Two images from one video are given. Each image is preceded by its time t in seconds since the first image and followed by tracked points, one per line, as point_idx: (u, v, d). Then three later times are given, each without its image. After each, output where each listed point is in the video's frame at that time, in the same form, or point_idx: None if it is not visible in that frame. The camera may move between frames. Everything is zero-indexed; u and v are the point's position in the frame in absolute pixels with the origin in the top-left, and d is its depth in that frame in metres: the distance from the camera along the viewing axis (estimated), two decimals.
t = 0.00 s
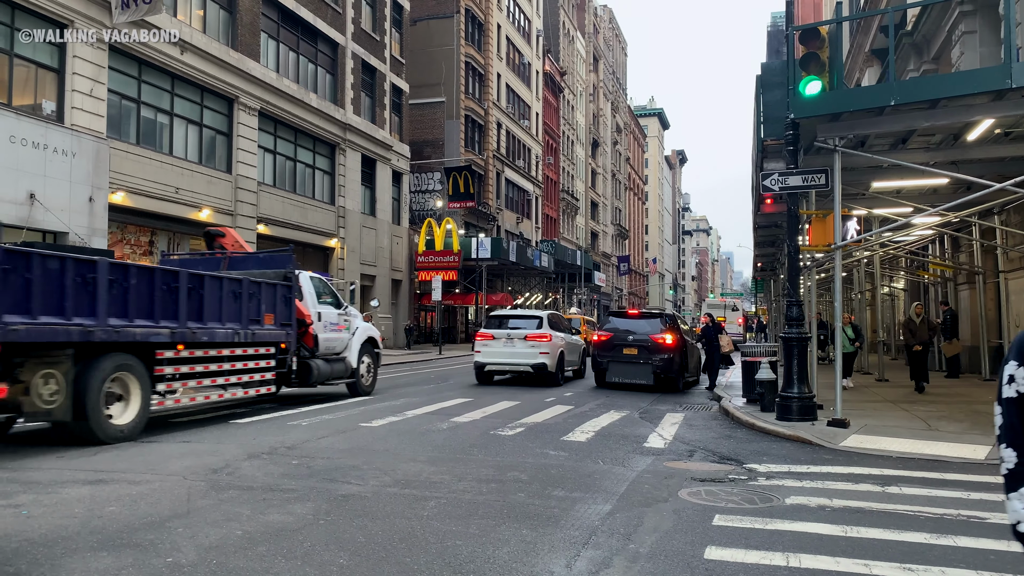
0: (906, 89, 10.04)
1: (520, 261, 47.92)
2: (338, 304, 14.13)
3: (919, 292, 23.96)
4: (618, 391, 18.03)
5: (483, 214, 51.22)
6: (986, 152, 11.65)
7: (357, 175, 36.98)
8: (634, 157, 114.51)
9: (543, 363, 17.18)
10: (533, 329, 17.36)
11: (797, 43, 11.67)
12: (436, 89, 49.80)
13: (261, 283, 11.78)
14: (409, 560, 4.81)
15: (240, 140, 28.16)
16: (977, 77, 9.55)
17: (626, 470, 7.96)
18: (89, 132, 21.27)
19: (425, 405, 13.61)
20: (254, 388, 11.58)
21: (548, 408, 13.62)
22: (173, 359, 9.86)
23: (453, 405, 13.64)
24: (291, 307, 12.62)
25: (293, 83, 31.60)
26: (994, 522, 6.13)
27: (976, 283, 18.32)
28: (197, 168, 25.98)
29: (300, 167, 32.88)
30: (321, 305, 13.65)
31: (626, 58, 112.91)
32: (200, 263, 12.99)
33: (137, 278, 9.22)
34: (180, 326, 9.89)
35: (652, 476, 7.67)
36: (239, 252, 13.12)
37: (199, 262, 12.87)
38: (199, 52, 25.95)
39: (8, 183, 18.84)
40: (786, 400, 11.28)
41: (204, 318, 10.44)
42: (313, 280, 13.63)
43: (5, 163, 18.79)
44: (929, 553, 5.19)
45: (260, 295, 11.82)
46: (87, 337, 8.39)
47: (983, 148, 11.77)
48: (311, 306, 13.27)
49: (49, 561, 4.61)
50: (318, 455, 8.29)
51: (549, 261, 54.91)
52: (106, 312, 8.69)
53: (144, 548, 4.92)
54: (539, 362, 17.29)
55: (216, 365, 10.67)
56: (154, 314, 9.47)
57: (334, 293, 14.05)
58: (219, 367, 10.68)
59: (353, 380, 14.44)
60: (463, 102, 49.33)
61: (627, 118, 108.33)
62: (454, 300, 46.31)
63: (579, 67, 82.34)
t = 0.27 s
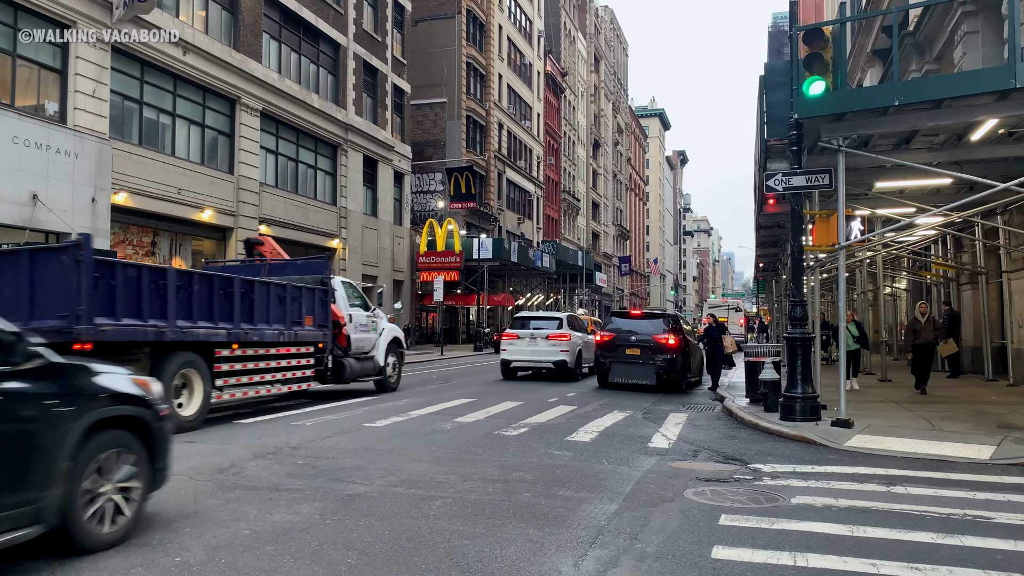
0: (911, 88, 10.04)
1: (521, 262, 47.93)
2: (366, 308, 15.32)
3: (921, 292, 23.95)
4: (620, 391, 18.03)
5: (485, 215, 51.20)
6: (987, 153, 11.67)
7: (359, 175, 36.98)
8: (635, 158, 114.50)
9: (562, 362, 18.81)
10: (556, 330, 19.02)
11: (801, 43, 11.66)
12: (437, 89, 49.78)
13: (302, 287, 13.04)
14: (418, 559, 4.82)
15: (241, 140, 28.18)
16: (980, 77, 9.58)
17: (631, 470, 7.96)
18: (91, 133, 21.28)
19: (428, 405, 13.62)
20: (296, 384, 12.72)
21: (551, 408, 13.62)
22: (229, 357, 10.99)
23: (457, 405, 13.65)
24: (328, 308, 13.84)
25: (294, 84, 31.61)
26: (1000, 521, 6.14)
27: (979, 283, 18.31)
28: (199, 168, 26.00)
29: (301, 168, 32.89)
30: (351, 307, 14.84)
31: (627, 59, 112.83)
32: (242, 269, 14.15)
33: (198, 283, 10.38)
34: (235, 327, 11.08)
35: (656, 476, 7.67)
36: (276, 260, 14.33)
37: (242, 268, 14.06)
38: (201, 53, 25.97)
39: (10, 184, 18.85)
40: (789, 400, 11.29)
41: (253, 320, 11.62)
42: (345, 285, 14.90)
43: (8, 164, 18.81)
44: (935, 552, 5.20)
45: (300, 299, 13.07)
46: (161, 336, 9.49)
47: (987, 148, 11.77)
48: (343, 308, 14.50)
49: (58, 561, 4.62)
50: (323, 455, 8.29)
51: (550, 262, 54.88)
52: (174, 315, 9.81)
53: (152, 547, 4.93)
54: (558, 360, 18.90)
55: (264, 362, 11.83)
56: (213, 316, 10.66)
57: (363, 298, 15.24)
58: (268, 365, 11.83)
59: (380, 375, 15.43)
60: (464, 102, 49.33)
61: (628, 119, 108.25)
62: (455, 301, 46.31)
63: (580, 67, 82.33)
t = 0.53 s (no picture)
0: (915, 88, 10.02)
1: (523, 262, 47.92)
2: (391, 308, 16.28)
3: (924, 292, 23.92)
4: (623, 391, 18.03)
5: (486, 215, 51.20)
6: (991, 153, 11.65)
7: (361, 176, 36.99)
8: (637, 158, 114.43)
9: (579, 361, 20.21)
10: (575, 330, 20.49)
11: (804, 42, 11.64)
12: (439, 90, 49.79)
13: (337, 291, 14.05)
14: (424, 560, 4.81)
15: (244, 141, 28.20)
16: (985, 77, 9.56)
17: (635, 471, 7.96)
18: (94, 133, 21.29)
19: (432, 406, 13.62)
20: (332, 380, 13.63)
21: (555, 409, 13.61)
22: (275, 354, 11.94)
23: (460, 405, 13.65)
24: (358, 310, 14.78)
25: (297, 84, 31.63)
26: (1006, 522, 6.13)
27: (983, 283, 18.28)
28: (202, 169, 26.03)
29: (304, 168, 32.91)
30: (377, 308, 15.79)
31: (628, 59, 112.78)
32: (278, 273, 15.05)
33: (249, 287, 11.41)
34: (280, 327, 12.09)
35: (661, 476, 7.67)
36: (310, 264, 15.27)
37: (277, 272, 15.04)
38: (203, 53, 26.00)
39: (13, 184, 18.88)
40: (793, 400, 11.28)
41: (296, 321, 12.62)
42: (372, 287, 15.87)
43: (11, 165, 18.84)
44: (941, 553, 5.19)
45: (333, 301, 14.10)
46: (218, 336, 10.51)
47: (991, 147, 11.76)
48: (371, 308, 15.44)
49: (66, 562, 4.64)
50: (328, 456, 8.30)
51: (552, 262, 54.85)
52: (229, 316, 10.84)
53: (159, 547, 4.94)
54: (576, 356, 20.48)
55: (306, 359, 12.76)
56: (261, 317, 11.68)
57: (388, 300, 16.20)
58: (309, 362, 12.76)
59: (403, 373, 16.33)
60: (466, 102, 49.34)
61: (629, 119, 108.17)
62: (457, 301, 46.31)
63: (582, 67, 82.32)
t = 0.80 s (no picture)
0: (920, 88, 9.99)
1: (527, 262, 47.90)
2: (413, 310, 17.17)
3: (929, 292, 23.86)
4: (627, 391, 18.01)
5: (490, 215, 51.19)
6: (996, 153, 11.61)
7: (365, 176, 36.99)
8: (641, 158, 114.32)
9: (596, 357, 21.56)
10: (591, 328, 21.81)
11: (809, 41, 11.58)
12: (443, 89, 49.77)
13: (368, 293, 14.92)
14: (428, 562, 4.81)
15: (248, 141, 28.22)
16: (991, 76, 9.52)
17: (640, 471, 7.94)
18: (99, 134, 21.31)
19: (435, 406, 13.60)
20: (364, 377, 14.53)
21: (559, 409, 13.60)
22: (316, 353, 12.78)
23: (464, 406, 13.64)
24: (386, 311, 15.62)
25: (300, 85, 31.65)
26: (1013, 523, 6.09)
27: (988, 283, 18.22)
28: (206, 169, 26.05)
29: (308, 168, 32.93)
30: (403, 309, 16.68)
31: (632, 59, 112.68)
32: (309, 276, 15.80)
33: (293, 291, 12.30)
34: (320, 327, 12.94)
35: (665, 477, 7.65)
36: (340, 269, 16.09)
37: (309, 275, 15.77)
38: (207, 54, 26.02)
39: (18, 185, 18.91)
40: (798, 400, 11.25)
41: (332, 321, 13.50)
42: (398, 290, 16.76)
43: (15, 165, 18.88)
44: (946, 554, 5.17)
45: (365, 304, 14.97)
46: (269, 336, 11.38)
47: (996, 147, 11.72)
48: (397, 309, 16.33)
49: (70, 563, 4.64)
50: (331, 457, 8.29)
51: (556, 262, 54.82)
52: (278, 317, 11.74)
53: (164, 548, 4.95)
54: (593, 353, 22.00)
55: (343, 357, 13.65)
56: (304, 318, 12.55)
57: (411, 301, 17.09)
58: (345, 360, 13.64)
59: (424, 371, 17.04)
60: (469, 102, 49.35)
61: (633, 118, 108.09)
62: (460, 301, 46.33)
63: (585, 67, 82.28)
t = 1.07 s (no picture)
0: (929, 86, 9.92)
1: (533, 262, 47.86)
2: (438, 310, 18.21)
3: (937, 292, 23.71)
4: (634, 391, 17.97)
5: (497, 215, 51.18)
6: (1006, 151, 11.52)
7: (371, 176, 37.03)
8: (647, 157, 114.10)
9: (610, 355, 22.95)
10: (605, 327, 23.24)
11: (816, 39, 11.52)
12: (450, 89, 49.79)
13: (399, 295, 15.84)
14: (435, 562, 4.80)
15: (255, 142, 28.28)
16: (1001, 74, 9.45)
17: (646, 472, 7.92)
18: (106, 134, 21.38)
19: (442, 406, 13.61)
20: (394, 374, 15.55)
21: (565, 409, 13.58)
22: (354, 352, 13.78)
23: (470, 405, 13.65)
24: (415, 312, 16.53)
25: (307, 85, 31.70)
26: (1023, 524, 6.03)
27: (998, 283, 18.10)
28: (213, 169, 26.12)
29: (315, 168, 33.00)
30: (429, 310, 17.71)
31: (639, 58, 112.50)
32: (341, 277, 16.60)
33: (333, 295, 13.31)
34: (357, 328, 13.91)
35: (672, 477, 7.62)
36: (371, 271, 16.90)
37: (342, 277, 16.52)
38: (215, 55, 26.09)
39: (27, 186, 19.03)
40: (805, 400, 11.20)
41: (368, 322, 14.49)
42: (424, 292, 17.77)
43: (24, 166, 18.99)
44: (955, 556, 5.13)
45: (395, 306, 15.80)
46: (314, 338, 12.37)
47: (1006, 145, 11.64)
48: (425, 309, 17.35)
49: (76, 563, 4.65)
50: (338, 456, 8.30)
51: (562, 262, 54.76)
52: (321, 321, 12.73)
53: (170, 548, 4.96)
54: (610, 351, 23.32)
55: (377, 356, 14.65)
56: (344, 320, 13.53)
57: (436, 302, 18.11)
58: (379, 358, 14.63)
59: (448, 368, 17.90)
60: (476, 102, 49.35)
61: (640, 118, 107.88)
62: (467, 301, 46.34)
63: (592, 67, 82.18)
